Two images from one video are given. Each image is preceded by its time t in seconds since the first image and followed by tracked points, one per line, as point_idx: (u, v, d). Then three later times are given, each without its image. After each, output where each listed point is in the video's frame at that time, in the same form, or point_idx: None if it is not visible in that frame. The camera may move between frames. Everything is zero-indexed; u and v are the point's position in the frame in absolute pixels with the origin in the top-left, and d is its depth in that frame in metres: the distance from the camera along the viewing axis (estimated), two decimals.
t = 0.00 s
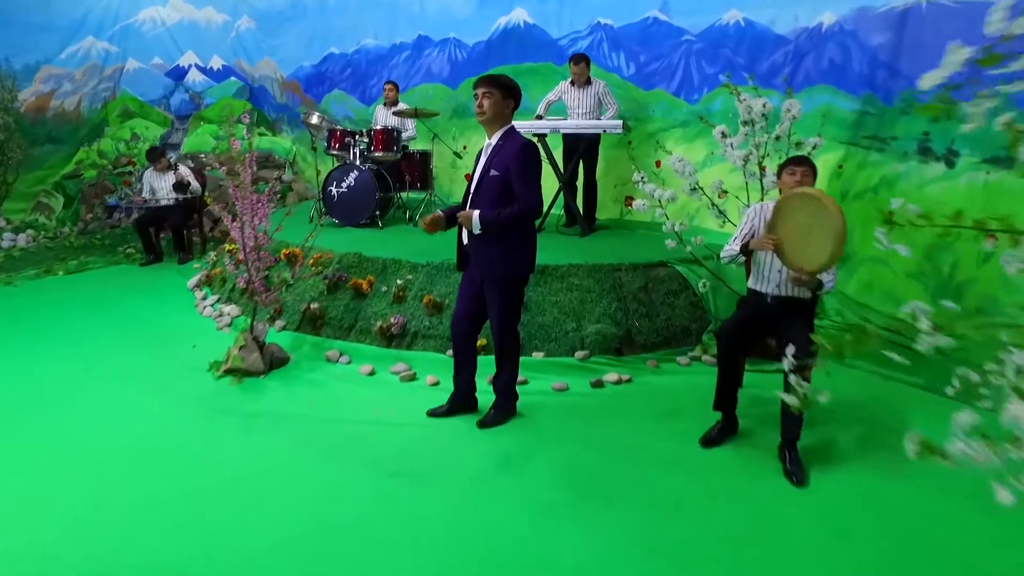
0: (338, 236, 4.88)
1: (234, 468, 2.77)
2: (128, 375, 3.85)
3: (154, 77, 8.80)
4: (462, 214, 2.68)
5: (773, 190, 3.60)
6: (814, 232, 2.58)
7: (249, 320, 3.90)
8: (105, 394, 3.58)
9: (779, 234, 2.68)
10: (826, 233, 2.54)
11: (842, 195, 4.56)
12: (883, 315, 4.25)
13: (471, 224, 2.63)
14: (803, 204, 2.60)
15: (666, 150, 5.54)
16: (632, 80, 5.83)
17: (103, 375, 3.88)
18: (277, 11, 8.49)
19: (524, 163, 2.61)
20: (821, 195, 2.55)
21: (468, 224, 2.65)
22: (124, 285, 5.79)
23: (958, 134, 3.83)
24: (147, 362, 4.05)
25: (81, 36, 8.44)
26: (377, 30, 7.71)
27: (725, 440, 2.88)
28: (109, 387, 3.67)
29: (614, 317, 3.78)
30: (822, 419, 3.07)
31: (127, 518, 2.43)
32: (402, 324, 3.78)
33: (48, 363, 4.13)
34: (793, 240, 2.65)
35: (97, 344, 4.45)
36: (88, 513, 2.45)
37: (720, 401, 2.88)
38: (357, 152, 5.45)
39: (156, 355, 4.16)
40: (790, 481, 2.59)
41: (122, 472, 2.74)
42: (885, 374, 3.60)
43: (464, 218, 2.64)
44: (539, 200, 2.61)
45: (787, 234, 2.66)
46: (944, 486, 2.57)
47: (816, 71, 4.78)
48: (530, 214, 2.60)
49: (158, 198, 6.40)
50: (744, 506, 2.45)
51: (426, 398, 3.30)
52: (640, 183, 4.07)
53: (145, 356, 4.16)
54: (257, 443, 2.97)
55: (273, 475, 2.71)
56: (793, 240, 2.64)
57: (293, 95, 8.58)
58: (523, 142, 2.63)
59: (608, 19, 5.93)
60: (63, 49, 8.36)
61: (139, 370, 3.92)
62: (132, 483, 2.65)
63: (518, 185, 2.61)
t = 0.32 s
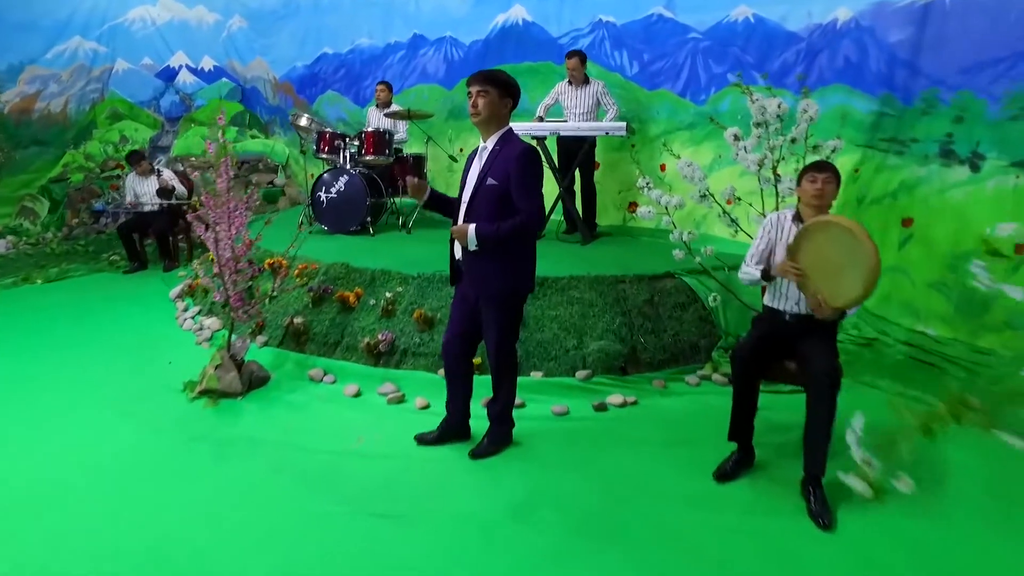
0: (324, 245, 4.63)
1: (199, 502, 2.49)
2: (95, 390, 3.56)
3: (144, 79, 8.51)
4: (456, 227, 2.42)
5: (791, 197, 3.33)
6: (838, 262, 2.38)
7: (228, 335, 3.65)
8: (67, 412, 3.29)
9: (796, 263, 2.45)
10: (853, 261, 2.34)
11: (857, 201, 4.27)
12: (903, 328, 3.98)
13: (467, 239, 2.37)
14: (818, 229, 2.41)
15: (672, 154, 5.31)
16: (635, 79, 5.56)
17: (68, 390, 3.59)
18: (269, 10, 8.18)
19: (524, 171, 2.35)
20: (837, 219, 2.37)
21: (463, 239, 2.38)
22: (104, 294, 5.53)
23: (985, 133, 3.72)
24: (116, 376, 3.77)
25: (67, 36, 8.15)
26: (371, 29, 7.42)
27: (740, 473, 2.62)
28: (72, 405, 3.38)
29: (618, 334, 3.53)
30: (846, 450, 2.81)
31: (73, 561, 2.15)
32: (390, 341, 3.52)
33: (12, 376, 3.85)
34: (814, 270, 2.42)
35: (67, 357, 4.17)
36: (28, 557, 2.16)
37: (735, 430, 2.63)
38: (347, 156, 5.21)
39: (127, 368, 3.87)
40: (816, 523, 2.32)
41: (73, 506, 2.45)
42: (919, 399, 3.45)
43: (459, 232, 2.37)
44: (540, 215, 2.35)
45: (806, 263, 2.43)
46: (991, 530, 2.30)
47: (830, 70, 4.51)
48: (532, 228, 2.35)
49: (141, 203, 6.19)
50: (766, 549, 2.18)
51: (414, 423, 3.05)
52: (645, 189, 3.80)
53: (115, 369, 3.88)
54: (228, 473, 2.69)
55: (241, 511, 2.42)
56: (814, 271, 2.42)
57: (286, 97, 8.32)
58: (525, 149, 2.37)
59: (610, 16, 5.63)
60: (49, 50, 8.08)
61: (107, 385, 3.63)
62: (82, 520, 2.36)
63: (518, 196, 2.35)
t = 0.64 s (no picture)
0: (312, 259, 4.40)
1: (166, 547, 2.24)
2: (62, 414, 3.27)
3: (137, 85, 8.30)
4: (450, 249, 2.19)
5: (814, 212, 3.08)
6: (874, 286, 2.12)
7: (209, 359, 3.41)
8: (29, 441, 3.00)
9: (826, 282, 2.20)
10: (894, 282, 2.08)
11: (876, 214, 4.03)
12: (928, 348, 3.74)
13: (461, 264, 2.13)
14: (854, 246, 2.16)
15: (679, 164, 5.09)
16: (641, 85, 5.32)
17: (32, 414, 3.30)
18: (264, 14, 7.91)
19: (526, 188, 2.12)
20: (877, 236, 2.12)
21: (457, 263, 2.15)
22: (87, 308, 5.28)
23: (1015, 140, 3.47)
24: (87, 397, 3.49)
25: (58, 41, 7.92)
26: (368, 34, 7.20)
27: (765, 518, 2.38)
28: (38, 430, 3.13)
29: (626, 357, 3.31)
30: (879, 490, 2.57)
31: None
32: (382, 366, 3.28)
33: None
34: (847, 292, 2.17)
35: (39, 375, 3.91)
36: None
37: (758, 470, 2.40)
38: (340, 165, 4.98)
39: (99, 390, 3.60)
40: None
41: (23, 556, 2.17)
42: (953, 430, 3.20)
43: (452, 255, 2.14)
44: (542, 237, 2.12)
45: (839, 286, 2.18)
46: None
47: (847, 76, 4.27)
48: (534, 252, 2.12)
49: (130, 213, 6.02)
50: None
51: (406, 458, 2.81)
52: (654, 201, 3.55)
53: (86, 389, 3.60)
54: (200, 515, 2.43)
55: (213, 562, 2.15)
56: (847, 294, 2.17)
57: (281, 103, 8.08)
58: (527, 165, 2.14)
59: (615, 19, 5.39)
60: (39, 55, 7.83)
61: (76, 408, 3.35)
62: (33, 568, 2.12)
63: (519, 216, 2.12)
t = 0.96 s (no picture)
0: (306, 275, 4.16)
1: None
2: (35, 446, 3.04)
3: (134, 92, 8.02)
4: (448, 273, 1.95)
5: (848, 229, 2.84)
6: (938, 301, 1.84)
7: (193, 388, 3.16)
8: None
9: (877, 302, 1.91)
10: (960, 296, 1.80)
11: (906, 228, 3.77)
12: (965, 371, 3.48)
13: (461, 290, 1.90)
14: (903, 259, 1.88)
15: (695, 174, 4.86)
16: (653, 92, 5.09)
17: (1, 446, 3.06)
18: (264, 20, 7.66)
19: (534, 205, 1.87)
20: (931, 246, 1.83)
21: (457, 289, 1.91)
22: (74, 324, 5.06)
23: None
24: (63, 425, 3.26)
25: (55, 48, 7.73)
26: (370, 41, 6.99)
27: None
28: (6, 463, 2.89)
29: (642, 385, 3.08)
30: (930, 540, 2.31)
31: None
32: (378, 394, 3.03)
33: None
34: (904, 309, 1.89)
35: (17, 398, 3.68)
36: None
37: (797, 523, 2.16)
38: (338, 176, 4.77)
39: (77, 417, 3.35)
40: None
41: None
42: (1003, 466, 2.89)
43: (451, 279, 1.91)
44: (551, 261, 1.87)
45: (896, 303, 1.89)
46: None
47: (872, 81, 4.02)
48: (543, 276, 1.88)
49: (124, 225, 5.82)
50: None
51: (403, 498, 2.56)
52: (671, 216, 3.32)
53: (62, 416, 3.36)
54: (174, 565, 2.19)
55: None
56: (907, 311, 1.88)
57: (281, 111, 7.85)
58: (535, 179, 1.89)
59: (626, 23, 5.17)
60: (34, 63, 7.65)
61: (49, 438, 3.11)
62: None
63: (525, 237, 1.88)
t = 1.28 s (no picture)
0: (304, 292, 3.99)
1: None
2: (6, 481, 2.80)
3: (134, 101, 7.81)
4: (455, 303, 1.72)
5: (888, 248, 2.61)
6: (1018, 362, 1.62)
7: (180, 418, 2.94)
8: None
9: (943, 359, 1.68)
10: None
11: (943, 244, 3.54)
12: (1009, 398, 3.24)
13: (469, 324, 1.67)
14: (982, 314, 1.62)
15: (712, 186, 4.64)
16: (667, 101, 4.88)
17: None
18: (265, 27, 7.49)
19: (551, 228, 1.64)
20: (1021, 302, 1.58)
21: (463, 322, 1.68)
22: (62, 342, 4.81)
23: None
24: (39, 456, 3.01)
25: (52, 56, 7.40)
26: (373, 48, 6.81)
27: None
28: None
29: (663, 416, 2.85)
30: None
31: None
32: (377, 426, 2.81)
33: None
34: (967, 364, 1.66)
35: None
36: None
37: None
38: (338, 187, 4.56)
39: (54, 448, 3.09)
40: None
41: None
42: None
43: (458, 311, 1.68)
44: (573, 291, 1.63)
45: (967, 362, 1.66)
46: None
47: (901, 88, 3.79)
48: (561, 308, 1.64)
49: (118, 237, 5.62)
50: None
51: (405, 546, 2.32)
52: (693, 232, 3.12)
53: (37, 446, 3.10)
54: None
55: None
56: (980, 371, 1.66)
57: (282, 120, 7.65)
58: (554, 197, 1.65)
59: (638, 29, 4.97)
60: (30, 71, 7.30)
61: (23, 472, 2.87)
62: None
63: (542, 265, 1.64)
